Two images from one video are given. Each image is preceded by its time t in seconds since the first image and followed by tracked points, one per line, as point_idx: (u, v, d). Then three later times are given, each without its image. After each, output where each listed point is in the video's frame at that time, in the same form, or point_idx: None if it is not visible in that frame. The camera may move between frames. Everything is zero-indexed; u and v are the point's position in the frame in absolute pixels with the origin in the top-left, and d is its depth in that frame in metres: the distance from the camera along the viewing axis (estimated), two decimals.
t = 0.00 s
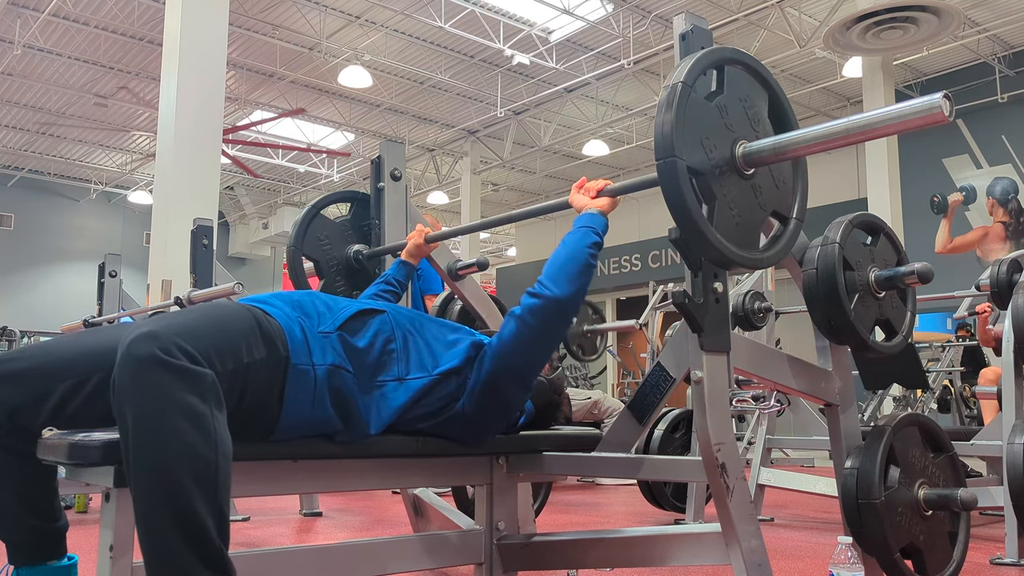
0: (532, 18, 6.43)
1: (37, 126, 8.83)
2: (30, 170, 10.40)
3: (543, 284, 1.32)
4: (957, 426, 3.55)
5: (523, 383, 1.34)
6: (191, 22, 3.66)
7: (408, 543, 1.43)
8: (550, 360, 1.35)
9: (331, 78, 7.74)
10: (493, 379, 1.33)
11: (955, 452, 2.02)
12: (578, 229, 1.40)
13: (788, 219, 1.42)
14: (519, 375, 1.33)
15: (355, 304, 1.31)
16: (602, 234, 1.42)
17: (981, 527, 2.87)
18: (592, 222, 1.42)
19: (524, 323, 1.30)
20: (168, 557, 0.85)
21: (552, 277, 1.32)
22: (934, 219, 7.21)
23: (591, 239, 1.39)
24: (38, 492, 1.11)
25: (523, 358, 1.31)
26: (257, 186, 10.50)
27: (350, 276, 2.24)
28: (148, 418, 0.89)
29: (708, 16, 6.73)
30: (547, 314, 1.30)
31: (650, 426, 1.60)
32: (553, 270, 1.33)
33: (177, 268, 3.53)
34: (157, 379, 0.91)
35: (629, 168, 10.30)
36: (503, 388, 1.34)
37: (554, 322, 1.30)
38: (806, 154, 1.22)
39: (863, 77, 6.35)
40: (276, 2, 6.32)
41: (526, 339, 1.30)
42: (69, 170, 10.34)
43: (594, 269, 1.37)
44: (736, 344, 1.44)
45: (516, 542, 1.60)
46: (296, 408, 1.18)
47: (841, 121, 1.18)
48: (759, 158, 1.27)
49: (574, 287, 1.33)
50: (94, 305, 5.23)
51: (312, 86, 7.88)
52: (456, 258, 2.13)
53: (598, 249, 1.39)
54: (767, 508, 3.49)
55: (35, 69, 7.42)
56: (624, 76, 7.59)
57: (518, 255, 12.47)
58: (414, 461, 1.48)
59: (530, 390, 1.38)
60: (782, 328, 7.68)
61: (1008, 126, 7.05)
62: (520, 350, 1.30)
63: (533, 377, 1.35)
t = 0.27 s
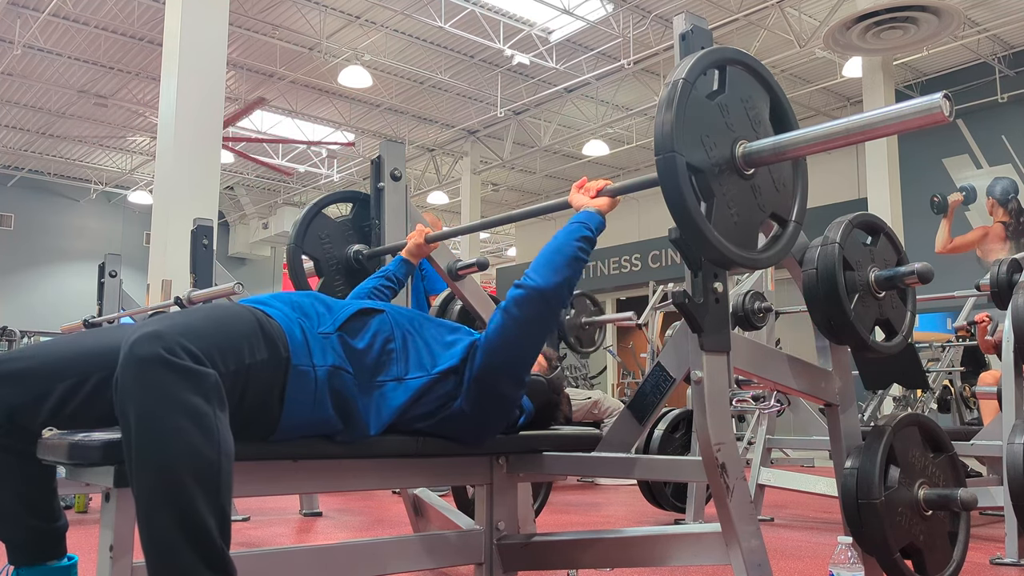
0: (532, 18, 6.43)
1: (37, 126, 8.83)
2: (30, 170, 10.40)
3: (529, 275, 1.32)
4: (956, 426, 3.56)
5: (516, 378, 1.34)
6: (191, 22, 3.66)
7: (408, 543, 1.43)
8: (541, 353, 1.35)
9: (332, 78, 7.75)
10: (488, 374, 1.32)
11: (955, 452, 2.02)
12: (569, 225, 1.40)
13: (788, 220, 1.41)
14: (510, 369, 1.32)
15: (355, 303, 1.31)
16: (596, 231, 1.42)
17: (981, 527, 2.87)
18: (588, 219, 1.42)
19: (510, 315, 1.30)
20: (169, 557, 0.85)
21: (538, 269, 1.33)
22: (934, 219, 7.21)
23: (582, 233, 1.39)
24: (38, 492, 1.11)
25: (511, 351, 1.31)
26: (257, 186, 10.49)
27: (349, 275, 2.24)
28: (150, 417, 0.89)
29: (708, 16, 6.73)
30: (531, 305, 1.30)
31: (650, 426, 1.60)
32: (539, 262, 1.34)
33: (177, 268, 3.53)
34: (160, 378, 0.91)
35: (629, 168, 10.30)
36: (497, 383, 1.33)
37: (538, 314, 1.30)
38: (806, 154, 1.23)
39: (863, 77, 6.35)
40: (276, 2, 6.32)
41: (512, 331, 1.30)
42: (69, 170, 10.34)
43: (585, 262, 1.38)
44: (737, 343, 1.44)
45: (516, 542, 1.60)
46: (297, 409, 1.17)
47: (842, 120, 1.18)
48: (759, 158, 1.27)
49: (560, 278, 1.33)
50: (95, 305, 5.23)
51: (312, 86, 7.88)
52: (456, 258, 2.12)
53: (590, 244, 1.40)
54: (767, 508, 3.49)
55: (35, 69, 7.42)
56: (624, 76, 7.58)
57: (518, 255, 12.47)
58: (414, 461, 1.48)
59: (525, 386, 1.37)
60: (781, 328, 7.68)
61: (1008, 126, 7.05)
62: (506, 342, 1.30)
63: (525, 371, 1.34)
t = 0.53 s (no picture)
0: (532, 18, 6.43)
1: (37, 126, 8.83)
2: (30, 170, 10.40)
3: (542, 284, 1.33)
4: (956, 426, 3.56)
5: (524, 383, 1.34)
6: (191, 22, 3.66)
7: (408, 543, 1.43)
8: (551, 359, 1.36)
9: (331, 78, 7.74)
10: (495, 377, 1.32)
11: (955, 452, 2.02)
12: (576, 229, 1.41)
13: (787, 221, 1.41)
14: (522, 375, 1.33)
15: (356, 302, 1.30)
16: (600, 234, 1.42)
17: (981, 527, 2.87)
18: (591, 221, 1.42)
19: (523, 322, 1.30)
20: (170, 556, 0.85)
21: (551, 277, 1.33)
22: (934, 219, 7.21)
23: (590, 238, 1.39)
24: (38, 492, 1.11)
25: (523, 358, 1.31)
26: (257, 186, 10.49)
27: (349, 275, 2.24)
28: (153, 417, 0.89)
29: (709, 16, 6.73)
30: (547, 314, 1.30)
31: (650, 426, 1.59)
32: (551, 270, 1.34)
33: (177, 268, 3.53)
34: (163, 378, 0.91)
35: (629, 168, 10.30)
36: (504, 387, 1.33)
37: (553, 322, 1.31)
38: (806, 153, 1.23)
39: (863, 77, 6.35)
40: (276, 2, 6.32)
41: (527, 339, 1.30)
42: (69, 170, 10.34)
43: (593, 268, 1.38)
44: (737, 343, 1.44)
45: (516, 542, 1.60)
46: (297, 409, 1.17)
47: (842, 120, 1.18)
48: (758, 158, 1.27)
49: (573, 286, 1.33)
50: (95, 306, 5.23)
51: (312, 86, 7.88)
52: (456, 258, 2.13)
53: (597, 249, 1.40)
54: (767, 508, 3.49)
55: (35, 69, 7.42)
56: (624, 76, 7.58)
57: (518, 254, 12.47)
58: (414, 461, 1.48)
59: (532, 391, 1.38)
60: (781, 328, 7.68)
61: (1008, 126, 7.05)
62: (520, 350, 1.31)
63: (535, 377, 1.35)
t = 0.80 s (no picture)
0: (532, 18, 6.43)
1: (37, 126, 8.84)
2: (30, 170, 10.42)
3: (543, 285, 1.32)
4: (956, 426, 3.57)
5: (525, 385, 1.34)
6: (191, 22, 3.66)
7: (408, 543, 1.44)
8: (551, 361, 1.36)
9: (331, 78, 7.74)
10: (496, 378, 1.33)
11: (955, 452, 2.02)
12: (576, 229, 1.41)
13: (788, 221, 1.41)
14: (522, 377, 1.33)
15: (355, 301, 1.30)
16: (601, 233, 1.42)
17: (981, 527, 2.87)
18: (592, 221, 1.42)
19: (523, 323, 1.30)
20: (167, 556, 0.85)
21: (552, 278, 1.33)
22: (934, 219, 7.21)
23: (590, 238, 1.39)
24: (36, 492, 1.10)
25: (523, 359, 1.31)
26: (257, 186, 10.49)
27: (349, 275, 2.24)
28: (150, 417, 0.89)
29: (709, 16, 6.73)
30: (547, 316, 1.30)
31: (650, 426, 1.59)
32: (552, 270, 1.34)
33: (177, 268, 3.53)
34: (159, 378, 0.91)
35: (629, 168, 10.30)
36: (504, 387, 1.33)
37: (552, 324, 1.30)
38: (806, 154, 1.23)
39: (863, 77, 6.35)
40: (276, 2, 6.32)
41: (527, 341, 1.30)
42: (69, 170, 10.34)
43: (593, 268, 1.38)
44: (737, 343, 1.44)
45: (516, 542, 1.60)
46: (296, 408, 1.18)
47: (841, 121, 1.18)
48: (758, 158, 1.27)
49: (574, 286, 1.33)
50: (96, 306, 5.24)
51: (312, 86, 7.88)
52: (456, 258, 2.13)
53: (597, 248, 1.40)
54: (767, 508, 3.49)
55: (35, 69, 7.42)
56: (624, 76, 7.58)
57: (518, 254, 12.48)
58: (414, 461, 1.48)
59: (532, 393, 1.38)
60: (782, 328, 7.68)
61: (1008, 126, 7.05)
62: (520, 352, 1.31)
63: (535, 379, 1.35)
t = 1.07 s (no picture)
0: (532, 18, 6.43)
1: (37, 126, 8.84)
2: (30, 170, 10.42)
3: (542, 283, 1.32)
4: (956, 426, 3.57)
5: (524, 384, 1.34)
6: (191, 22, 3.66)
7: (409, 544, 1.44)
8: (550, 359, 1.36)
9: (331, 78, 7.74)
10: (496, 376, 1.33)
11: (955, 451, 2.02)
12: (575, 226, 1.41)
13: (787, 220, 1.41)
14: (522, 375, 1.33)
15: (353, 301, 1.30)
16: (599, 230, 1.42)
17: (981, 527, 2.87)
18: (591, 217, 1.42)
19: (521, 322, 1.30)
20: (166, 557, 0.85)
21: (550, 276, 1.32)
22: (934, 219, 7.21)
23: (587, 235, 1.39)
24: (35, 492, 1.10)
25: (521, 356, 1.31)
26: (257, 186, 10.49)
27: (349, 271, 2.23)
28: (146, 418, 0.89)
29: (709, 17, 6.74)
30: (547, 315, 1.30)
31: (650, 426, 1.59)
32: (551, 267, 1.33)
33: (177, 268, 3.53)
34: (155, 379, 0.91)
35: (629, 168, 10.30)
36: (503, 387, 1.34)
37: (550, 321, 1.30)
38: (806, 151, 1.23)
39: (863, 77, 6.35)
40: (276, 2, 6.32)
41: (527, 340, 1.30)
42: (69, 170, 10.34)
43: (590, 265, 1.38)
44: (736, 343, 1.44)
45: (516, 542, 1.60)
46: (295, 408, 1.17)
47: (842, 118, 1.18)
48: (758, 156, 1.27)
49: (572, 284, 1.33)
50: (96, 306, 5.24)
51: (312, 86, 7.88)
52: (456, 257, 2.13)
53: (595, 245, 1.40)
54: (767, 508, 3.49)
55: (35, 69, 7.41)
56: (624, 76, 7.58)
57: (518, 254, 12.47)
58: (414, 462, 1.48)
59: (531, 392, 1.38)
60: (782, 328, 7.68)
61: (1008, 126, 7.05)
62: (520, 350, 1.31)
63: (535, 376, 1.35)
